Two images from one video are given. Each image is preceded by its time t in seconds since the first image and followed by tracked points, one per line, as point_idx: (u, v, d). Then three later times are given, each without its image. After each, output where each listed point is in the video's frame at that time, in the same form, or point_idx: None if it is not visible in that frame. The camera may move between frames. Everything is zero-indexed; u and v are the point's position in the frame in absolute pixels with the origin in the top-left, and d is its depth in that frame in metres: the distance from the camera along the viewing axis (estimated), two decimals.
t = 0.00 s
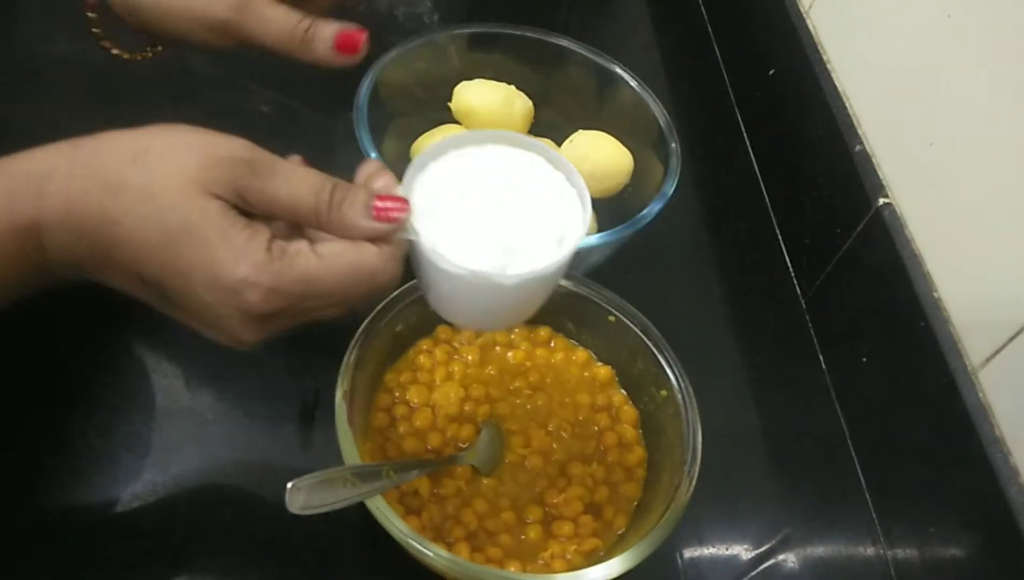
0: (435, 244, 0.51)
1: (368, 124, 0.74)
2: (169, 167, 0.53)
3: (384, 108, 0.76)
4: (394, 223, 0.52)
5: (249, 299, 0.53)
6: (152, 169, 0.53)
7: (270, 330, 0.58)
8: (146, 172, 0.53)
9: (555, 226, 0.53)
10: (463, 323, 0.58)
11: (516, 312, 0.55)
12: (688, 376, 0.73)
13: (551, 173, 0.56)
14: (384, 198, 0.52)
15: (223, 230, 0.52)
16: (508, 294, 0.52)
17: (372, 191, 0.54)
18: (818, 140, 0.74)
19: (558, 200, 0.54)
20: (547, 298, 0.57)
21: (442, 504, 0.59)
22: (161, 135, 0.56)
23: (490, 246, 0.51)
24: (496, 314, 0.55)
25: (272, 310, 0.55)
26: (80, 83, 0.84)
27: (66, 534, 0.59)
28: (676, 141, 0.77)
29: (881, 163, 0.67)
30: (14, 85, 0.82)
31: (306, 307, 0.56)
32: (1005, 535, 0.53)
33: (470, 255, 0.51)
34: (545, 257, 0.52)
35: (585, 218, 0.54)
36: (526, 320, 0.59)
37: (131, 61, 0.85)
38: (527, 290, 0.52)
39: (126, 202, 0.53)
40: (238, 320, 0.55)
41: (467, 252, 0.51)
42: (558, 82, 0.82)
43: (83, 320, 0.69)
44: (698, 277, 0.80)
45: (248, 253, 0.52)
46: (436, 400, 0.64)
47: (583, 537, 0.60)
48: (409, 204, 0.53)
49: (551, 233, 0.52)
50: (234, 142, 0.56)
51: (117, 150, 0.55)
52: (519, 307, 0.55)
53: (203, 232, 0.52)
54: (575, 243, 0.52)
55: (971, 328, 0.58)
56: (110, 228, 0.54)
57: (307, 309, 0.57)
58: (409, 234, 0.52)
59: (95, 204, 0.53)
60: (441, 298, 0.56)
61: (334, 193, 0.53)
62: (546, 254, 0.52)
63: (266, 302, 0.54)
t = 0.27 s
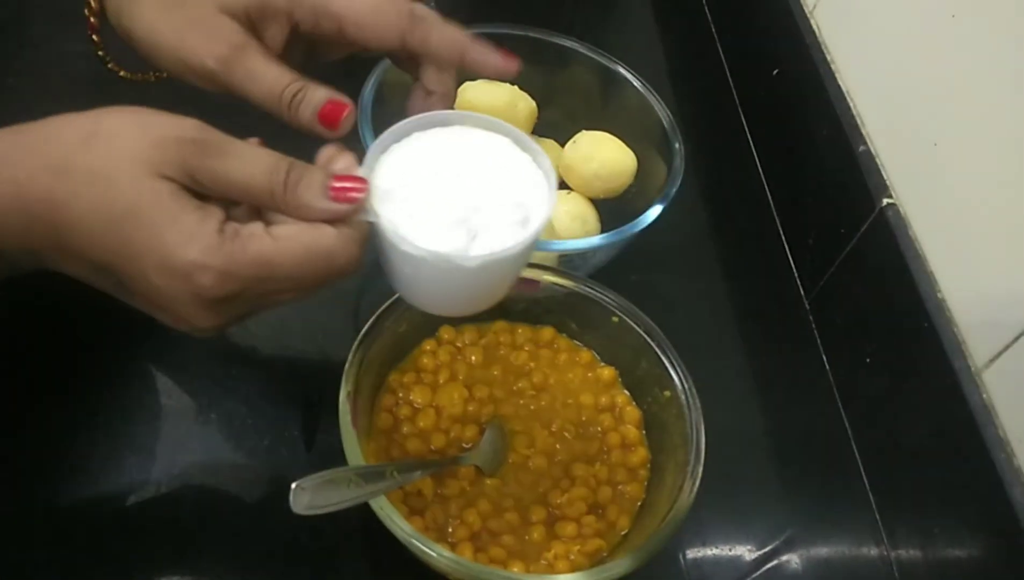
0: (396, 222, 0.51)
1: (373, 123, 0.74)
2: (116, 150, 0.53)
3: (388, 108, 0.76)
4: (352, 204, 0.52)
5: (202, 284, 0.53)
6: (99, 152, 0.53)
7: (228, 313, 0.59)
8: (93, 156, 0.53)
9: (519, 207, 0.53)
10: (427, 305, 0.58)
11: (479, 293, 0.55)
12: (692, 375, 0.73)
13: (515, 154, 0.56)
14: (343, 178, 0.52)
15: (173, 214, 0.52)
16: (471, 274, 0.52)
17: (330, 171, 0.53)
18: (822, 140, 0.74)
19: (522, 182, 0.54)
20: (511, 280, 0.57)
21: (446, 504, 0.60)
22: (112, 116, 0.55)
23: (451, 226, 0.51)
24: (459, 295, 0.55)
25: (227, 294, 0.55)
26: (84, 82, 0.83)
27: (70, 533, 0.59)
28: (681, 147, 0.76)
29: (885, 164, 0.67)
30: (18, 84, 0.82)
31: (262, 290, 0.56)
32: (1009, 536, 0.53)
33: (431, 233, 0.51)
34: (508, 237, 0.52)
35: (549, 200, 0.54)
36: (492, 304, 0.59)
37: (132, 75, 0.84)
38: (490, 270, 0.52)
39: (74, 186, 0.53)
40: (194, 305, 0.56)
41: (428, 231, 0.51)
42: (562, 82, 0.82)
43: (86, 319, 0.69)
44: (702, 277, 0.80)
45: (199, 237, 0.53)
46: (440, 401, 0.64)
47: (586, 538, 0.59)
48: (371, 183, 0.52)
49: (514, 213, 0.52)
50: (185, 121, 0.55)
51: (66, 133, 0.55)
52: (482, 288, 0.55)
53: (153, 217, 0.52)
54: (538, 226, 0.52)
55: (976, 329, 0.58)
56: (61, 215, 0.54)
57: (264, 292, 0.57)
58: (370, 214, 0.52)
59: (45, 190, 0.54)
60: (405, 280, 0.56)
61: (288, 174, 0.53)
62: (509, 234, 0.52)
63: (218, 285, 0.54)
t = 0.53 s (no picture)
0: (385, 222, 0.51)
1: (375, 123, 0.74)
2: (111, 151, 0.53)
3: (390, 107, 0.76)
4: (344, 205, 0.51)
5: (198, 284, 0.53)
6: (93, 153, 0.53)
7: (227, 312, 0.58)
8: (89, 157, 0.53)
9: (508, 206, 0.53)
10: (418, 305, 0.57)
11: (468, 293, 0.55)
12: (694, 375, 0.73)
13: (504, 156, 0.56)
14: (334, 178, 0.52)
15: (167, 216, 0.52)
16: (459, 274, 0.52)
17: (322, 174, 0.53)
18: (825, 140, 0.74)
19: (511, 183, 0.54)
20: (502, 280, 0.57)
21: (448, 504, 0.59)
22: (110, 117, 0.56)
23: (440, 225, 0.51)
24: (448, 294, 0.55)
25: (225, 294, 0.55)
26: (86, 82, 0.83)
27: (73, 532, 0.59)
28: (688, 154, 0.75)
29: (887, 164, 0.67)
30: (20, 84, 0.82)
31: (260, 290, 0.56)
32: (1012, 535, 0.53)
33: (420, 233, 0.50)
34: (497, 237, 0.52)
35: (538, 200, 0.54)
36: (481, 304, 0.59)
37: (132, 71, 0.83)
38: (479, 270, 0.52)
39: (69, 188, 0.53)
40: (192, 304, 0.56)
41: (417, 230, 0.51)
42: (564, 82, 0.82)
43: (88, 319, 0.69)
44: (704, 277, 0.80)
45: (193, 238, 0.52)
46: (443, 401, 0.64)
47: (589, 537, 0.59)
48: (360, 182, 0.52)
49: (504, 213, 0.52)
50: (180, 122, 0.55)
51: (63, 134, 0.55)
52: (472, 288, 0.54)
53: (147, 218, 0.52)
54: (527, 226, 0.52)
55: (978, 329, 0.58)
56: (57, 216, 0.54)
57: (263, 291, 0.57)
58: (360, 213, 0.52)
59: (42, 191, 0.54)
60: (395, 279, 0.55)
61: (282, 175, 0.52)
62: (498, 234, 0.52)
63: (215, 286, 0.54)
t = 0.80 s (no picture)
0: (387, 220, 0.51)
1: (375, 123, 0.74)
2: (113, 150, 0.53)
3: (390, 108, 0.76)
4: (347, 203, 0.51)
5: (200, 283, 0.53)
6: (96, 153, 0.54)
7: (227, 311, 0.59)
8: (91, 156, 0.54)
9: (510, 205, 0.53)
10: (420, 303, 0.57)
11: (470, 291, 0.55)
12: (694, 376, 0.73)
13: (506, 154, 0.56)
14: (336, 177, 0.52)
15: (170, 214, 0.52)
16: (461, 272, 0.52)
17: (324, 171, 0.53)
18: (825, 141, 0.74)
19: (513, 181, 0.54)
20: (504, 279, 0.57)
21: (449, 505, 0.59)
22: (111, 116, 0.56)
23: (442, 224, 0.51)
24: (450, 292, 0.55)
25: (226, 293, 0.55)
26: (86, 83, 0.83)
27: (74, 532, 0.59)
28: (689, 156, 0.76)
29: (887, 165, 0.67)
30: (20, 85, 0.82)
31: (262, 289, 0.56)
32: (1011, 535, 0.53)
33: (422, 231, 0.50)
34: (499, 236, 0.51)
35: (541, 199, 0.54)
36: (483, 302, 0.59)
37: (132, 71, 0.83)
38: (481, 269, 0.52)
39: (71, 187, 0.54)
40: (193, 303, 0.56)
41: (419, 228, 0.51)
42: (563, 83, 0.83)
43: (88, 320, 0.69)
44: (703, 278, 0.80)
45: (195, 236, 0.52)
46: (443, 401, 0.64)
47: (589, 538, 0.59)
48: (362, 180, 0.52)
49: (506, 212, 0.52)
50: (182, 121, 0.55)
51: (65, 134, 0.55)
52: (473, 286, 0.54)
53: (150, 217, 0.52)
54: (531, 225, 0.52)
55: (978, 329, 0.58)
56: (60, 215, 0.54)
57: (264, 290, 0.57)
58: (362, 211, 0.52)
59: (44, 190, 0.54)
60: (396, 277, 0.55)
61: (284, 173, 0.52)
62: (500, 232, 0.52)
63: (218, 285, 0.54)
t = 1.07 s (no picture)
0: (381, 224, 0.51)
1: (374, 124, 0.74)
2: (108, 153, 0.53)
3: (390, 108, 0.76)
4: (342, 206, 0.51)
5: (196, 286, 0.54)
6: (90, 155, 0.54)
7: (223, 314, 0.59)
8: (87, 158, 0.54)
9: (505, 211, 0.53)
10: (414, 308, 0.57)
11: (464, 297, 0.55)
12: (693, 376, 0.73)
13: (502, 160, 0.56)
14: (331, 180, 0.52)
15: (165, 218, 0.53)
16: (455, 278, 0.52)
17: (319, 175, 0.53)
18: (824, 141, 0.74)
19: (509, 187, 0.54)
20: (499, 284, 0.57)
21: (447, 505, 0.60)
22: (106, 119, 0.56)
23: (437, 229, 0.51)
24: (445, 297, 0.55)
25: (222, 296, 0.55)
26: (85, 84, 0.83)
27: (72, 533, 0.59)
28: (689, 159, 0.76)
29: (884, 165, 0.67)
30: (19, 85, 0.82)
31: (257, 292, 0.56)
32: (1010, 536, 0.53)
33: (416, 237, 0.51)
34: (494, 243, 0.52)
35: (536, 206, 0.54)
36: (479, 307, 0.59)
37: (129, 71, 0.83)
38: (475, 276, 0.52)
39: (66, 189, 0.54)
40: (189, 306, 0.56)
41: (413, 234, 0.51)
42: (562, 84, 0.83)
43: (87, 320, 0.69)
44: (703, 278, 0.80)
45: (190, 240, 0.52)
46: (442, 402, 0.64)
47: (588, 539, 0.59)
48: (358, 184, 0.53)
49: (501, 218, 0.52)
50: (177, 124, 0.55)
51: (61, 137, 0.55)
52: (468, 292, 0.55)
53: (146, 220, 0.52)
54: (526, 231, 0.52)
55: (976, 329, 0.58)
56: (55, 218, 0.54)
57: (259, 293, 0.57)
58: (356, 215, 0.52)
59: (40, 194, 0.54)
60: (390, 281, 0.55)
61: (279, 176, 0.53)
62: (495, 239, 0.52)
63: (214, 287, 0.54)
